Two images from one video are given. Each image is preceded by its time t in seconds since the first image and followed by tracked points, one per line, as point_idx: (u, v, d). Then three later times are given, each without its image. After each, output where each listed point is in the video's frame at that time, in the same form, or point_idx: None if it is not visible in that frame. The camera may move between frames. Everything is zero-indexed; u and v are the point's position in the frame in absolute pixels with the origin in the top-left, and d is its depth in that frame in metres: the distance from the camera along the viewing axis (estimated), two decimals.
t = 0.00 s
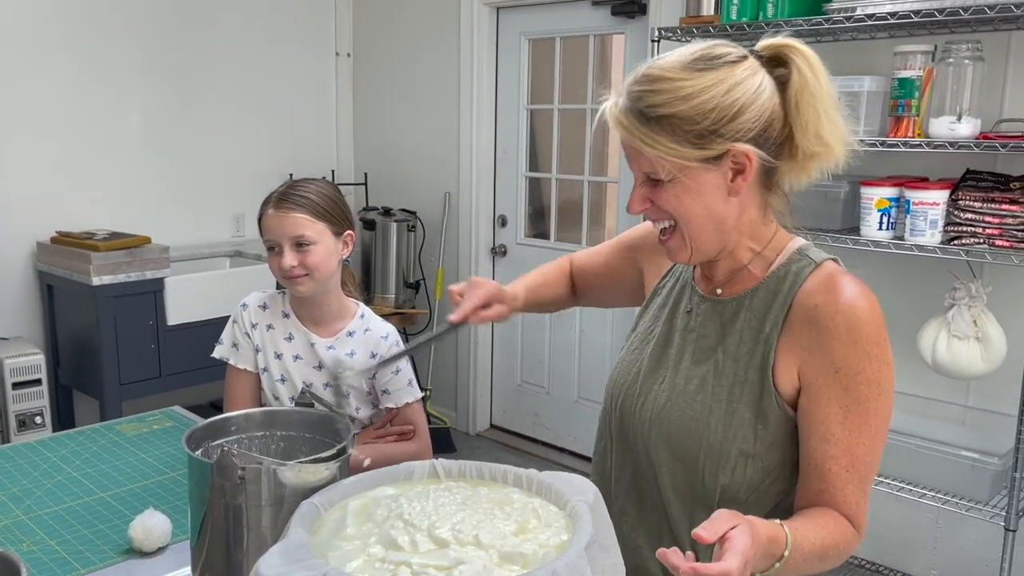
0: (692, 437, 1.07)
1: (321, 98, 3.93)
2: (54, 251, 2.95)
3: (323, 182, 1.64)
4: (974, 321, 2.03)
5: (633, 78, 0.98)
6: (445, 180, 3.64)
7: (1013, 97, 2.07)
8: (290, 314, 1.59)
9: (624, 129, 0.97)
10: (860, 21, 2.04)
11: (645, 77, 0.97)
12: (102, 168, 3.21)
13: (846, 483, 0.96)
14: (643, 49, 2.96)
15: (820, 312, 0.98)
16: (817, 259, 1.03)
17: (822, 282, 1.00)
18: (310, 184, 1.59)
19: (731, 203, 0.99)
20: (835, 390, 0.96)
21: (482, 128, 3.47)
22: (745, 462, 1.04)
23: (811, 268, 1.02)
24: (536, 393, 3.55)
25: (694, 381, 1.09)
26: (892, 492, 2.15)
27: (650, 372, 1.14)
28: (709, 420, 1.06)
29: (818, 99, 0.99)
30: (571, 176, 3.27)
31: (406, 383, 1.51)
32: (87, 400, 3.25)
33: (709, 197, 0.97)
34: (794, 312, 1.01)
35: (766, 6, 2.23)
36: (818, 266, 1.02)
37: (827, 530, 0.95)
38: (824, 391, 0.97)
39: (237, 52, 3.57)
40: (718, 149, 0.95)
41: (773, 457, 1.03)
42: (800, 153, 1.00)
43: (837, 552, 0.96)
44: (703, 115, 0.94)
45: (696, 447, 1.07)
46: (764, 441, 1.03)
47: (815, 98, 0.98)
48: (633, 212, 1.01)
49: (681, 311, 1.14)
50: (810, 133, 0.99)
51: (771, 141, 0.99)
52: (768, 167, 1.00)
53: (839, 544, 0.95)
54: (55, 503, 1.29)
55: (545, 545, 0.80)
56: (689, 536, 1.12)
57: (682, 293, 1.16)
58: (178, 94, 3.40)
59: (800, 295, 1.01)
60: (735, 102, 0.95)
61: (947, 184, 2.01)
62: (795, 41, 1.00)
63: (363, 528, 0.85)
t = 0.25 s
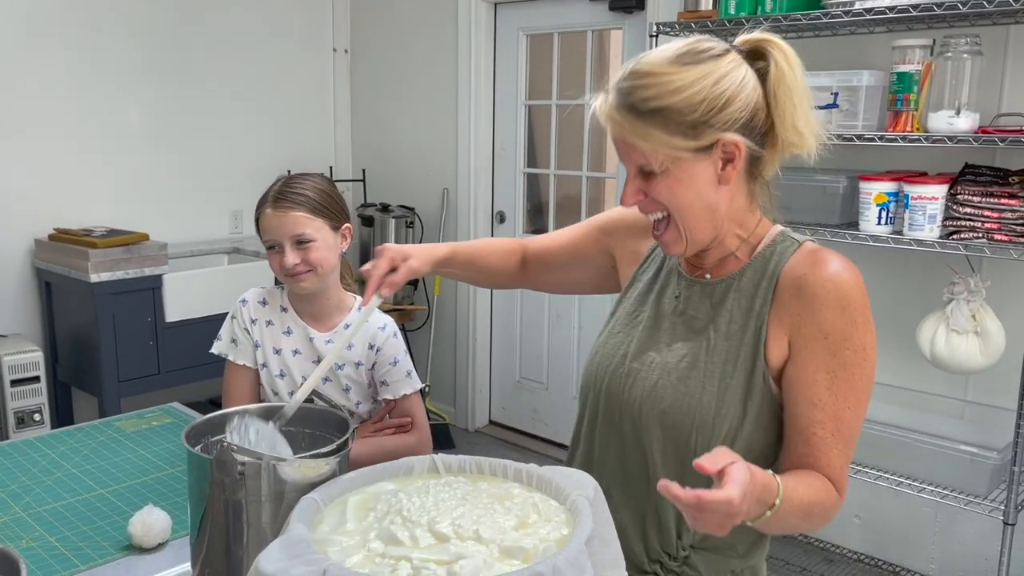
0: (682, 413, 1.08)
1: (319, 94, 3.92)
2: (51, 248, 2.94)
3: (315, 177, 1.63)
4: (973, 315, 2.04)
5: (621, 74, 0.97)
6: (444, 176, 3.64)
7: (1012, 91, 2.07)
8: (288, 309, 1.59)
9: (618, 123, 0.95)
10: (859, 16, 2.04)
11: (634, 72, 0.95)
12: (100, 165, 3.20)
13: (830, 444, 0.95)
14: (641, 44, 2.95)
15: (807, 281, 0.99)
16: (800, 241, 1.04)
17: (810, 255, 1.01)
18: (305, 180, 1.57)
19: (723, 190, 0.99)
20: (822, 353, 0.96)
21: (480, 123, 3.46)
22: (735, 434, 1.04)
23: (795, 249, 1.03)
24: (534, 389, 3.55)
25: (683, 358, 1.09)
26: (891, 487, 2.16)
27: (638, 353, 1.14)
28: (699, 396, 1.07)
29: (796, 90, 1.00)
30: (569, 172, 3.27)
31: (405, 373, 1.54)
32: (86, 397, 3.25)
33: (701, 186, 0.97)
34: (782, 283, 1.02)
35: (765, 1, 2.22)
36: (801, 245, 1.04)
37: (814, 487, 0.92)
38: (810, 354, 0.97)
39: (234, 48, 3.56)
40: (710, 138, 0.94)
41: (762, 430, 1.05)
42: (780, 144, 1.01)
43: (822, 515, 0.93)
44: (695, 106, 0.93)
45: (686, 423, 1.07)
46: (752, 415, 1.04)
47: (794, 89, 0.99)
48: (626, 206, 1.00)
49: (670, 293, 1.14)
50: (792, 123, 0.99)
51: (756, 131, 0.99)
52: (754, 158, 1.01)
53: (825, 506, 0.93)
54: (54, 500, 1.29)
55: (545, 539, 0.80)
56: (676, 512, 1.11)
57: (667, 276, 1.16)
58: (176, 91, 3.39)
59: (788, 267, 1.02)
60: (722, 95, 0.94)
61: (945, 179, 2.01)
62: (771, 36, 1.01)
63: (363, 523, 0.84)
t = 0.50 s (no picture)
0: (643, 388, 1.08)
1: (317, 90, 3.91)
2: (50, 245, 2.94)
3: (304, 168, 1.61)
4: (972, 310, 2.04)
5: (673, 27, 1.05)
6: (443, 172, 3.63)
7: (1011, 86, 2.07)
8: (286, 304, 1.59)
9: (669, 57, 1.01)
10: (858, 10, 2.03)
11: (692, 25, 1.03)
12: (98, 162, 3.20)
13: (772, 421, 1.00)
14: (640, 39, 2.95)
15: (763, 262, 1.02)
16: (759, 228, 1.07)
17: (765, 239, 1.04)
18: (299, 175, 1.57)
19: (727, 164, 1.06)
20: (774, 332, 1.00)
21: (478, 119, 3.46)
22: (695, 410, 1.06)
23: (755, 233, 1.06)
24: (533, 385, 3.55)
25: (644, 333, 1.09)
26: (890, 482, 2.16)
27: (599, 329, 1.14)
28: (661, 371, 1.07)
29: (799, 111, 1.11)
30: (568, 168, 3.26)
31: (400, 364, 1.54)
32: (85, 394, 3.25)
33: (716, 147, 1.03)
34: (739, 263, 1.04)
35: None
36: (761, 231, 1.06)
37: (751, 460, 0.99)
38: (762, 334, 1.01)
39: (232, 44, 3.55)
40: (742, 103, 1.02)
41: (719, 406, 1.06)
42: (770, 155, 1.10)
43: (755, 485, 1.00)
44: (738, 68, 1.02)
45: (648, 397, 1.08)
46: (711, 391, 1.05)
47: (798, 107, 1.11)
48: (646, 141, 1.04)
49: (630, 272, 1.14)
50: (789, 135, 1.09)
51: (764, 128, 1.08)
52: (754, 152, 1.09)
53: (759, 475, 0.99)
54: (53, 497, 1.29)
55: (545, 535, 0.80)
56: (642, 482, 1.10)
57: (626, 254, 1.17)
58: (174, 87, 3.39)
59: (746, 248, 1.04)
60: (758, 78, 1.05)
61: (945, 173, 2.00)
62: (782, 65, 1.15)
63: (362, 519, 0.84)
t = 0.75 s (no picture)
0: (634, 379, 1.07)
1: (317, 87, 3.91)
2: (50, 243, 2.94)
3: (312, 164, 1.65)
4: (972, 307, 2.03)
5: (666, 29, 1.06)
6: (443, 169, 3.63)
7: (1012, 82, 2.07)
8: (292, 300, 1.65)
9: (662, 56, 1.03)
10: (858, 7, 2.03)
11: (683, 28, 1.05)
12: (98, 160, 3.20)
13: (746, 409, 1.03)
14: (640, 36, 2.94)
15: (742, 257, 1.04)
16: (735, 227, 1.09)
17: (739, 235, 1.07)
18: (307, 174, 1.60)
19: (709, 164, 1.08)
20: (752, 324, 1.02)
21: (479, 117, 3.46)
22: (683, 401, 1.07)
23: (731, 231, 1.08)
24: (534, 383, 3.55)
25: (632, 326, 1.09)
26: (890, 478, 2.16)
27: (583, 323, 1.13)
28: (651, 363, 1.07)
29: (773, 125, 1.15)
30: (568, 165, 3.26)
31: (406, 356, 1.57)
32: (85, 392, 3.25)
33: (701, 145, 1.05)
34: (719, 259, 1.06)
35: None
36: (738, 229, 1.08)
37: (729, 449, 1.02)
38: (739, 326, 1.03)
39: (232, 42, 3.55)
40: (727, 107, 1.05)
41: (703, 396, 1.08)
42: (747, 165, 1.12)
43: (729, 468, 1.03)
44: (726, 74, 1.04)
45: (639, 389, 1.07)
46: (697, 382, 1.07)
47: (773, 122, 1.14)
48: (633, 135, 1.04)
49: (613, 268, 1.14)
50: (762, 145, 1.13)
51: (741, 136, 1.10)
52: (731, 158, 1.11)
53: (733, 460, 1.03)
54: (54, 494, 1.29)
55: (546, 532, 0.80)
56: (636, 471, 1.10)
57: (603, 250, 1.16)
58: (174, 85, 3.38)
59: (722, 245, 1.06)
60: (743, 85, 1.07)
61: (945, 170, 2.00)
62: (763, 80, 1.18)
63: (363, 516, 0.84)
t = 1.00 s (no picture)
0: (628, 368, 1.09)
1: (319, 84, 3.91)
2: (53, 240, 2.95)
3: (327, 153, 1.68)
4: (974, 303, 2.04)
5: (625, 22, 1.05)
6: (444, 167, 3.63)
7: (1014, 78, 2.07)
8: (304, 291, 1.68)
9: (624, 54, 1.02)
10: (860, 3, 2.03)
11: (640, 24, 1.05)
12: (100, 158, 3.20)
13: (750, 381, 1.05)
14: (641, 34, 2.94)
15: (720, 237, 1.07)
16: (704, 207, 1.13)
17: (711, 217, 1.11)
18: (321, 160, 1.64)
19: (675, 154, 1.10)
20: (740, 300, 1.05)
21: (480, 114, 3.46)
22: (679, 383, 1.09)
23: (701, 211, 1.12)
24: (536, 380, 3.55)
25: (617, 314, 1.10)
26: (892, 475, 2.17)
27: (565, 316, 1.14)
28: (639, 349, 1.09)
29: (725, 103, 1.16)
30: (570, 163, 3.26)
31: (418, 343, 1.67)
32: (88, 389, 3.26)
33: (667, 138, 1.07)
34: (696, 241, 1.10)
35: None
36: (707, 210, 1.13)
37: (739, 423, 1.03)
38: (730, 304, 1.06)
39: (233, 40, 3.55)
40: (689, 99, 1.06)
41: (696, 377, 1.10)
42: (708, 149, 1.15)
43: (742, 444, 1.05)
44: (686, 66, 1.05)
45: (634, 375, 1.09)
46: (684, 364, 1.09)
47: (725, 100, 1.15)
48: (601, 137, 1.05)
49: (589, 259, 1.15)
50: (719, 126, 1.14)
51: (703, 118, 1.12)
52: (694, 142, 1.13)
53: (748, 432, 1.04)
54: (58, 490, 1.30)
55: (547, 526, 0.80)
56: (636, 456, 1.12)
57: (577, 244, 1.17)
58: (176, 83, 3.39)
59: (697, 229, 1.10)
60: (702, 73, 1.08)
61: (947, 166, 2.00)
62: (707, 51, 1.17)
63: (365, 510, 0.85)
